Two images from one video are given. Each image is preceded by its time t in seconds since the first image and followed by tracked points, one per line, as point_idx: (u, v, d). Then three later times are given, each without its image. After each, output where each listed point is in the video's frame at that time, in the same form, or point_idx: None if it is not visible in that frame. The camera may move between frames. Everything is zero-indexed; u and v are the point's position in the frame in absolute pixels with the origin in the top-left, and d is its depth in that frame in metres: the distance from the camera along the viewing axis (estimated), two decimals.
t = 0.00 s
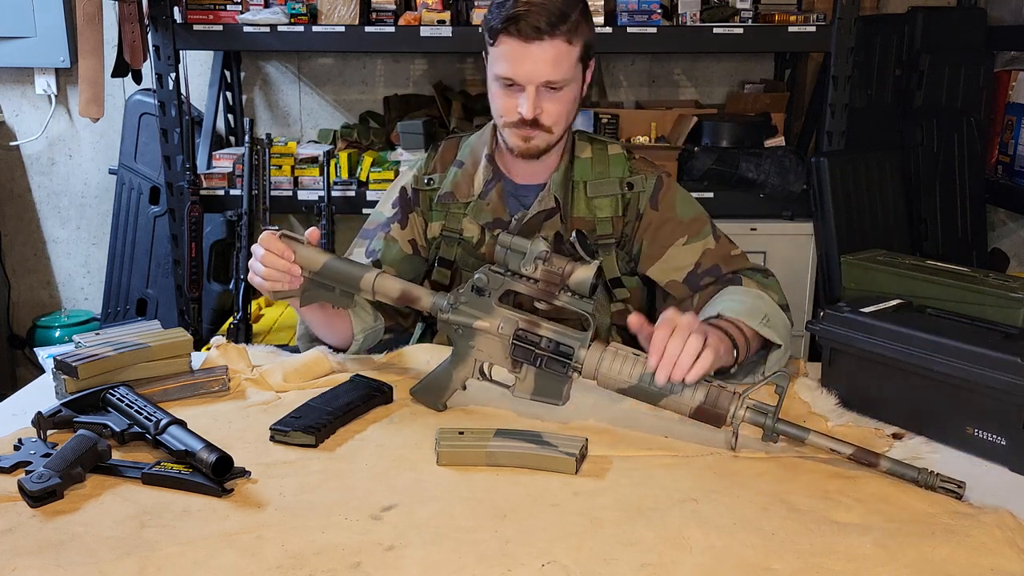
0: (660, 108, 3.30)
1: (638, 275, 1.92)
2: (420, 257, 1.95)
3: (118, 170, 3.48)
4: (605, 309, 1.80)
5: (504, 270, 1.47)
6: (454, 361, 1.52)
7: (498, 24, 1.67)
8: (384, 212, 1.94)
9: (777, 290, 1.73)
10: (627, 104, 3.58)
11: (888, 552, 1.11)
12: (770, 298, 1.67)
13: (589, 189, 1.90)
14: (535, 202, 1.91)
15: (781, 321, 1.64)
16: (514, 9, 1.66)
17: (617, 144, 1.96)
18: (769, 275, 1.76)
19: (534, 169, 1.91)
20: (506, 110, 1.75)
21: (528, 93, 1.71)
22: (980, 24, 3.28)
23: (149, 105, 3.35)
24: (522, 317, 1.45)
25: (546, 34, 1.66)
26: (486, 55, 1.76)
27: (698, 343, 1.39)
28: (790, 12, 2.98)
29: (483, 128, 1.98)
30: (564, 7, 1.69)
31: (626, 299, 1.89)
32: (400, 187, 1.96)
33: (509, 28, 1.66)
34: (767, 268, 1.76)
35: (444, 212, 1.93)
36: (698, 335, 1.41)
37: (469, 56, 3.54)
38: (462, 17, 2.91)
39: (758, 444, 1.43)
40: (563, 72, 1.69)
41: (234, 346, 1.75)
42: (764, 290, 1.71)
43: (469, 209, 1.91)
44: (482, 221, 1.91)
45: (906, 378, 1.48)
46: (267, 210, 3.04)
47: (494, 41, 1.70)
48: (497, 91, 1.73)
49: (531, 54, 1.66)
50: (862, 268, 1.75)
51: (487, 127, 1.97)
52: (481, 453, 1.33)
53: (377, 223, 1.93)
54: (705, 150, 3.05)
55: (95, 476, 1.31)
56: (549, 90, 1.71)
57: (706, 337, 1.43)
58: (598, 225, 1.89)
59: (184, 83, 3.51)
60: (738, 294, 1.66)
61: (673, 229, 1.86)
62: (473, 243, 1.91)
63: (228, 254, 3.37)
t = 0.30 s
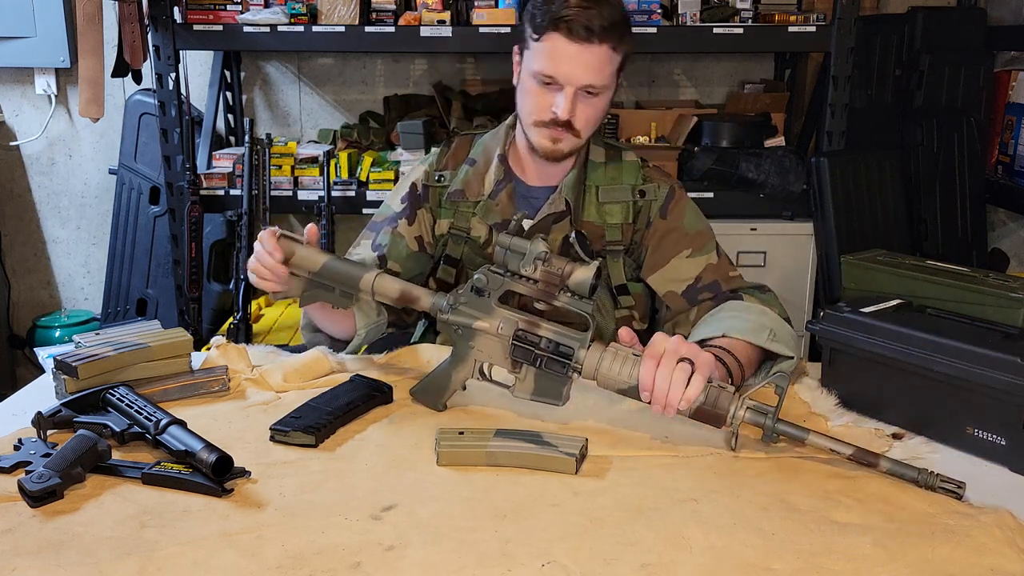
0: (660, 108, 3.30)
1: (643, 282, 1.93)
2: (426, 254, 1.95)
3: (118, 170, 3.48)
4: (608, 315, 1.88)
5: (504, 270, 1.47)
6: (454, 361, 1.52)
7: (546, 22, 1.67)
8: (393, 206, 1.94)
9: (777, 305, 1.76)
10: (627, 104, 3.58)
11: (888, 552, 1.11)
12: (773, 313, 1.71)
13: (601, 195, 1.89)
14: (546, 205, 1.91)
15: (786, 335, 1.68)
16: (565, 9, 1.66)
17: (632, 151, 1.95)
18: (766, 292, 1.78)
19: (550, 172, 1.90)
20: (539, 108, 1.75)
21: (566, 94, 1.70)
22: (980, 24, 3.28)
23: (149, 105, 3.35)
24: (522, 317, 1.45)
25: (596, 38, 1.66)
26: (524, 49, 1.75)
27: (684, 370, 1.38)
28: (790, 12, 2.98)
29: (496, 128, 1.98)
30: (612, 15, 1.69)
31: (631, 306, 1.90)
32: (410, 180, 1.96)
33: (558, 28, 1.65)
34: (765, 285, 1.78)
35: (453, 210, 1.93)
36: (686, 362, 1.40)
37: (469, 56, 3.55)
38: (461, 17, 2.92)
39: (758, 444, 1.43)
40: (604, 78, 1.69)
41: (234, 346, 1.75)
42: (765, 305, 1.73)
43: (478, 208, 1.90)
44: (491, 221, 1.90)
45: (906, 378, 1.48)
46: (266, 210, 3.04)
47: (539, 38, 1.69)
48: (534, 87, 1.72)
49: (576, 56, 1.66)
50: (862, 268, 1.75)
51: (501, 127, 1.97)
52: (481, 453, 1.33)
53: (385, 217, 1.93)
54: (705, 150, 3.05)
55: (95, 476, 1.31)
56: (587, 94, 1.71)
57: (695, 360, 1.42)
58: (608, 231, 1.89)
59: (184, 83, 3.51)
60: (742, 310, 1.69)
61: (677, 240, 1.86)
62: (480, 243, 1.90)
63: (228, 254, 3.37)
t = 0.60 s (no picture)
0: (660, 108, 3.31)
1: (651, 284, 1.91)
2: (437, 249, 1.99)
3: (118, 170, 3.48)
4: (614, 314, 1.88)
5: (504, 270, 1.47)
6: (454, 361, 1.51)
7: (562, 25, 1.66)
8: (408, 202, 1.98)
9: (779, 309, 1.76)
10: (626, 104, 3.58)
11: (888, 552, 1.11)
12: (776, 316, 1.71)
13: (611, 196, 1.88)
14: (558, 203, 1.91)
15: (789, 337, 1.68)
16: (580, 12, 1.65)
17: (643, 154, 1.95)
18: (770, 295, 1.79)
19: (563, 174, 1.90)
20: (555, 110, 1.74)
21: (581, 97, 1.70)
22: (980, 24, 3.28)
23: (149, 105, 3.35)
24: (521, 318, 1.45)
25: (612, 42, 1.65)
26: (540, 51, 1.75)
27: (686, 371, 1.38)
28: (790, 12, 2.98)
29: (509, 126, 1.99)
30: (628, 18, 1.69)
31: (639, 307, 1.88)
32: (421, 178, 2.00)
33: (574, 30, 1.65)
34: (768, 288, 1.79)
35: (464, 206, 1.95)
36: (686, 362, 1.40)
37: (469, 56, 3.55)
38: (461, 18, 2.92)
39: (758, 444, 1.43)
40: (619, 81, 1.68)
41: (234, 346, 1.75)
42: (768, 307, 1.74)
43: (490, 205, 1.93)
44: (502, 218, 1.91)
45: (906, 378, 1.48)
46: (266, 210, 3.05)
47: (554, 40, 1.68)
48: (550, 89, 1.72)
49: (592, 60, 1.65)
50: (862, 268, 1.75)
51: (512, 125, 1.98)
52: (481, 453, 1.33)
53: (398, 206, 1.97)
54: (705, 150, 3.05)
55: (95, 476, 1.31)
56: (602, 98, 1.71)
57: (695, 360, 1.42)
58: (618, 232, 1.87)
59: (184, 83, 3.51)
60: (748, 311, 1.70)
61: (685, 241, 1.86)
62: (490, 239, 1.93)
63: (228, 254, 3.37)
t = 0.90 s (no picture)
0: (660, 108, 3.31)
1: (653, 284, 1.91)
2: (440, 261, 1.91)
3: (118, 170, 3.48)
4: (617, 314, 1.86)
5: (504, 270, 1.47)
6: (454, 361, 1.51)
7: (542, 20, 1.68)
8: (421, 201, 1.90)
9: (779, 309, 1.76)
10: (627, 104, 3.58)
11: (888, 552, 1.11)
12: (776, 316, 1.71)
13: (613, 198, 1.88)
14: (563, 209, 1.91)
15: (789, 337, 1.69)
16: (559, 6, 1.68)
17: (642, 155, 1.94)
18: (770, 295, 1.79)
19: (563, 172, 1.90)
20: (545, 108, 1.75)
21: (570, 90, 1.70)
22: (980, 24, 3.28)
23: (149, 105, 3.35)
24: (521, 317, 1.46)
25: (593, 29, 1.67)
26: (525, 53, 1.77)
27: (686, 371, 1.38)
28: (790, 12, 2.98)
29: (511, 128, 1.97)
30: (608, 9, 1.71)
31: (643, 308, 1.89)
32: (427, 179, 1.94)
33: (555, 24, 1.67)
34: (769, 288, 1.79)
35: (469, 211, 1.91)
36: (687, 362, 1.40)
37: (469, 56, 3.56)
38: (461, 17, 2.92)
39: (758, 444, 1.42)
40: (606, 70, 1.69)
41: (234, 346, 1.75)
42: (768, 307, 1.74)
43: (494, 210, 1.90)
44: (506, 223, 1.89)
45: (906, 378, 1.48)
46: (266, 210, 3.05)
47: (536, 38, 1.70)
48: (537, 87, 1.73)
49: (576, 50, 1.67)
50: (862, 268, 1.75)
51: (515, 129, 1.96)
52: (481, 453, 1.33)
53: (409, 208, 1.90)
54: (705, 150, 3.05)
55: (95, 476, 1.31)
56: (590, 88, 1.71)
57: (696, 360, 1.42)
58: (620, 233, 1.87)
59: (184, 83, 3.51)
60: (749, 310, 1.70)
61: (686, 241, 1.86)
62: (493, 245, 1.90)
63: (228, 254, 3.37)
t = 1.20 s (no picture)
0: (660, 108, 3.31)
1: (649, 288, 1.93)
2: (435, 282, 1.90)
3: (117, 170, 3.48)
4: (613, 320, 1.87)
5: (503, 271, 1.47)
6: (454, 362, 1.51)
7: (521, 28, 1.68)
8: (409, 220, 1.88)
9: (779, 308, 1.77)
10: (627, 104, 3.58)
11: (888, 552, 1.11)
12: (776, 315, 1.72)
13: (606, 206, 1.86)
14: (556, 222, 1.88)
15: (789, 338, 1.69)
16: (537, 13, 1.68)
17: (634, 158, 1.93)
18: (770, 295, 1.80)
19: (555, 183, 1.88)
20: (532, 118, 1.74)
21: (555, 97, 1.70)
22: (980, 24, 3.28)
23: (149, 105, 3.35)
24: (521, 318, 1.45)
25: (573, 35, 1.66)
26: (508, 64, 1.76)
27: (687, 371, 1.38)
28: (790, 12, 2.98)
29: (499, 137, 1.94)
30: (588, 13, 1.70)
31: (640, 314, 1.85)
32: (415, 197, 1.90)
33: (535, 31, 1.67)
34: (768, 288, 1.80)
35: (459, 224, 1.89)
36: (686, 363, 1.40)
37: (469, 56, 3.56)
38: (461, 18, 2.92)
39: (758, 444, 1.43)
40: (590, 75, 1.68)
41: (234, 346, 1.75)
42: (767, 307, 1.75)
43: (485, 223, 1.87)
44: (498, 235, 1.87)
45: (906, 378, 1.48)
46: (266, 210, 3.05)
47: (516, 47, 1.70)
48: (522, 97, 1.72)
49: (558, 57, 1.66)
50: (861, 269, 1.75)
51: (503, 137, 1.94)
52: (481, 453, 1.33)
53: (397, 228, 1.88)
54: (705, 150, 3.05)
55: (95, 476, 1.31)
56: (576, 94, 1.70)
57: (696, 361, 1.41)
58: (614, 241, 1.86)
59: (184, 83, 3.51)
60: (750, 309, 1.71)
61: (682, 246, 1.86)
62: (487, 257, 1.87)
63: (228, 254, 3.37)
